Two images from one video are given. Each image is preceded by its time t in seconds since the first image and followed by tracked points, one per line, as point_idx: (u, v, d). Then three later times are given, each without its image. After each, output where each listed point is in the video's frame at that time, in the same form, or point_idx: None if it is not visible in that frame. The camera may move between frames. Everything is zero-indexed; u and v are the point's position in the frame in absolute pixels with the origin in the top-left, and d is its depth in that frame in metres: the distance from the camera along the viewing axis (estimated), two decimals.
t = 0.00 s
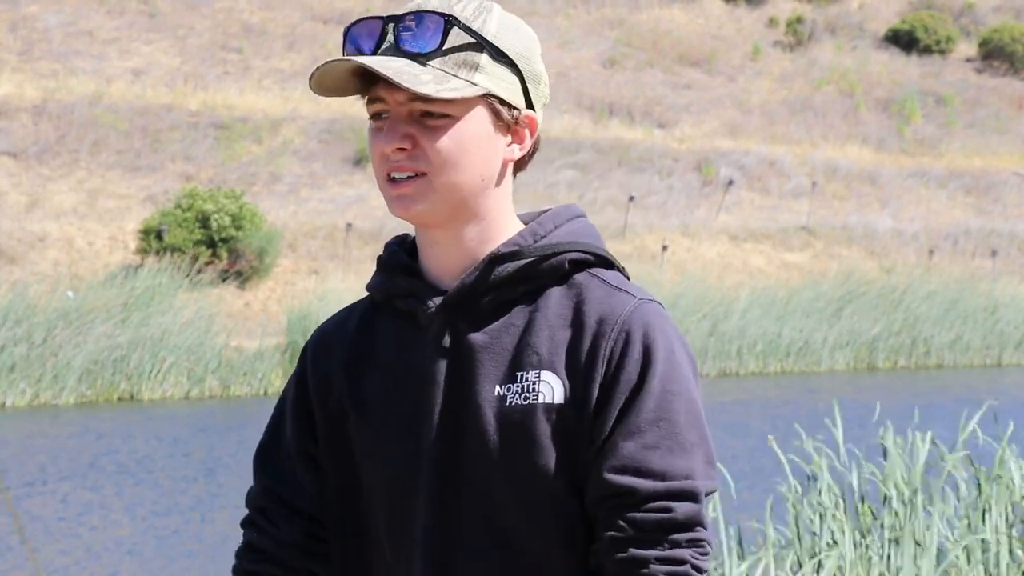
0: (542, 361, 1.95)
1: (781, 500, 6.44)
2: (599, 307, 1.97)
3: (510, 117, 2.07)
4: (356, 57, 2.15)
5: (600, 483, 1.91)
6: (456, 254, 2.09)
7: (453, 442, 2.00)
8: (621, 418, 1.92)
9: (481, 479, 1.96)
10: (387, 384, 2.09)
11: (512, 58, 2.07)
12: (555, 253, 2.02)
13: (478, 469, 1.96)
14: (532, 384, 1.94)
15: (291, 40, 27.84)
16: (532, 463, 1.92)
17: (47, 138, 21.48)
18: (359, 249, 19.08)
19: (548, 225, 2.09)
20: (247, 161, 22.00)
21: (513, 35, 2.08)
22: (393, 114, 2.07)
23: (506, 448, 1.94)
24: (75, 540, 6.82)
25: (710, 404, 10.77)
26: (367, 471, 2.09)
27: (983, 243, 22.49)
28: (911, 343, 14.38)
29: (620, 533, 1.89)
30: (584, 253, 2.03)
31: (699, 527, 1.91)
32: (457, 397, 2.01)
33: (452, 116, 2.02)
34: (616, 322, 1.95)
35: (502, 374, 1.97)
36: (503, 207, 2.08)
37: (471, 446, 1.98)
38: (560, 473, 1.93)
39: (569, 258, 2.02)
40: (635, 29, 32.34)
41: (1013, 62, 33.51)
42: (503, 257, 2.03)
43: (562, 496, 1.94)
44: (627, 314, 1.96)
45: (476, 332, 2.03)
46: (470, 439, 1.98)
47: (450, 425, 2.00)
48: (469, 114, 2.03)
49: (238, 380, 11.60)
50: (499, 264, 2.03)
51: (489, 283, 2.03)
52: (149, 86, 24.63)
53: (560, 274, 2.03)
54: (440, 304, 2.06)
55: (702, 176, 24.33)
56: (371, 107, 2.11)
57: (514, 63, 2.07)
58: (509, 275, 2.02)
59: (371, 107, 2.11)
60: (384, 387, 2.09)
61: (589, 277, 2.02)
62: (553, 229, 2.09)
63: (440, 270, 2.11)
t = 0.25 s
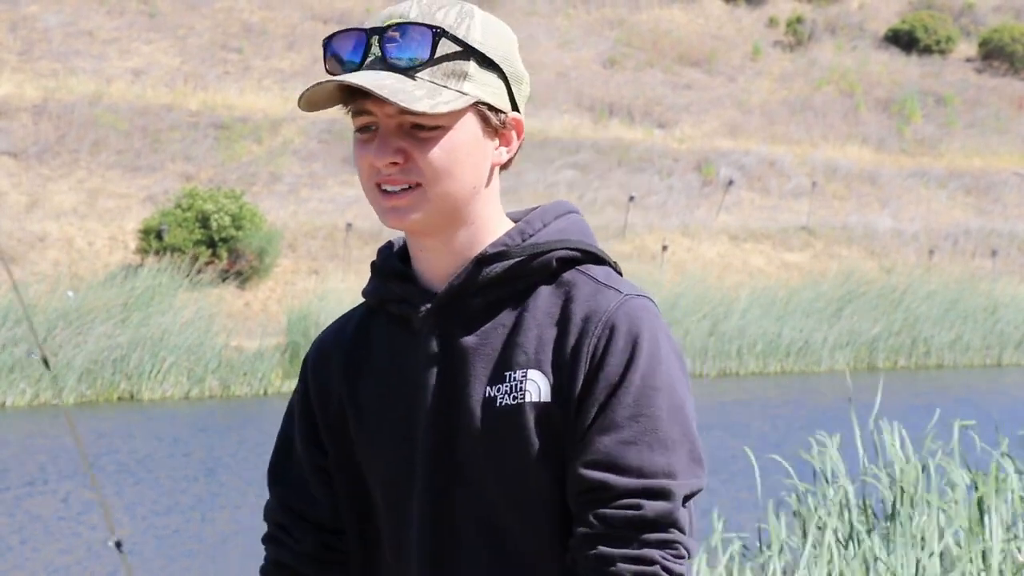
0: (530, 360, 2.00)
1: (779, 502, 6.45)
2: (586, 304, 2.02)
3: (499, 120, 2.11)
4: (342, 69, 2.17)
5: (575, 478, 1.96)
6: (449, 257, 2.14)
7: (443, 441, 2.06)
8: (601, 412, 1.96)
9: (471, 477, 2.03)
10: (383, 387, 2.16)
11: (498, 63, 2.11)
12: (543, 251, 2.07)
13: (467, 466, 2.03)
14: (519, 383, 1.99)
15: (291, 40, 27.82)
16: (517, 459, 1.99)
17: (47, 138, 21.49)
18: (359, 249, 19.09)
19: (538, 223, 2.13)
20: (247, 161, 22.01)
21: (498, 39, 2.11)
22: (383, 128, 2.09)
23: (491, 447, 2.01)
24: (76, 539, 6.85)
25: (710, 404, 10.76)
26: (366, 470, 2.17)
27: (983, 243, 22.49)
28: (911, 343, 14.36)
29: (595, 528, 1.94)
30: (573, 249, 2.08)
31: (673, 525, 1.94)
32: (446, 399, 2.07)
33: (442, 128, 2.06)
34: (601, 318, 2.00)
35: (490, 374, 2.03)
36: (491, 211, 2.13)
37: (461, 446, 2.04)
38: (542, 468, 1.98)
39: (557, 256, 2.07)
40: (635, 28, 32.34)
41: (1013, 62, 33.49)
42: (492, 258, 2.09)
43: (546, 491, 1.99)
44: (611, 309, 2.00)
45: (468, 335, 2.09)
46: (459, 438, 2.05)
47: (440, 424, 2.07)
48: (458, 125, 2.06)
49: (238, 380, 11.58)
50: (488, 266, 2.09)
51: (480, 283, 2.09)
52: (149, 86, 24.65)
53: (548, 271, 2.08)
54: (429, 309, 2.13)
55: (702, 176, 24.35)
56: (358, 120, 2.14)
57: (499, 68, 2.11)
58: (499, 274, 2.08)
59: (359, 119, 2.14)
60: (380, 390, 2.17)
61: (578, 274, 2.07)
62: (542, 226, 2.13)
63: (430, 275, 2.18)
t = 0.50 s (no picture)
0: (528, 364, 2.07)
1: (777, 502, 6.47)
2: (583, 304, 2.08)
3: (491, 126, 2.20)
4: (335, 81, 2.24)
5: (580, 480, 2.02)
6: (449, 261, 2.24)
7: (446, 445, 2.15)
8: (602, 413, 2.01)
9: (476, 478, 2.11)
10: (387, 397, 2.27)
11: (490, 70, 2.20)
12: (537, 253, 2.15)
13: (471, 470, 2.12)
14: (519, 387, 2.06)
15: (292, 40, 27.83)
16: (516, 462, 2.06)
17: (47, 139, 21.51)
18: (359, 249, 19.11)
19: (529, 225, 2.22)
20: (247, 162, 22.04)
21: (488, 46, 2.20)
22: (379, 137, 2.16)
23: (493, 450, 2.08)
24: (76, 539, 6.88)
25: (710, 404, 10.76)
26: (376, 478, 2.28)
27: (983, 243, 22.49)
28: (912, 343, 14.34)
29: (606, 530, 2.00)
30: (569, 250, 2.16)
31: (682, 528, 2.01)
32: (449, 405, 2.16)
33: (438, 137, 2.13)
34: (598, 317, 2.06)
35: (489, 379, 2.11)
36: (484, 216, 2.22)
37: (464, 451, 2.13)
38: (543, 473, 2.05)
39: (550, 258, 2.15)
40: (635, 29, 32.34)
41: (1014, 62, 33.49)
42: (487, 261, 2.18)
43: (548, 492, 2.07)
44: (611, 309, 2.06)
45: (467, 342, 2.17)
46: (463, 443, 2.14)
47: (442, 428, 2.16)
48: (454, 134, 2.14)
49: (238, 381, 11.53)
50: (483, 270, 2.18)
51: (478, 286, 2.17)
52: (149, 87, 24.69)
53: (544, 272, 2.15)
54: (428, 316, 2.23)
55: (702, 176, 24.37)
56: (352, 131, 2.21)
57: (491, 75, 2.20)
58: (499, 278, 2.16)
59: (352, 131, 2.20)
60: (384, 401, 2.27)
61: (574, 275, 2.13)
62: (535, 228, 2.22)
63: (428, 281, 2.28)
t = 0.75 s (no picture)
0: (513, 386, 2.17)
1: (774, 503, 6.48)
2: (564, 312, 2.15)
3: (458, 153, 2.25)
4: (301, 118, 2.28)
5: (580, 497, 2.12)
6: (420, 287, 2.30)
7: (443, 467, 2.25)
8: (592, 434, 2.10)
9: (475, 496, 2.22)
10: (380, 426, 2.39)
11: (456, 97, 2.24)
12: (514, 268, 2.22)
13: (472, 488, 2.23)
14: (509, 409, 2.16)
15: (292, 40, 27.83)
16: (512, 484, 2.17)
17: (47, 138, 21.53)
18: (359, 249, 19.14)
19: (499, 239, 2.29)
20: (247, 162, 22.06)
21: (454, 70, 2.25)
22: (347, 172, 2.22)
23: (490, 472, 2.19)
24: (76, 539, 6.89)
25: (710, 404, 10.77)
26: (379, 505, 2.40)
27: (983, 243, 22.50)
28: (912, 343, 14.33)
29: (606, 543, 2.10)
30: (543, 261, 2.23)
31: (684, 532, 2.10)
32: (440, 429, 2.26)
33: (407, 169, 2.18)
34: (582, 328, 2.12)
35: (477, 402, 2.21)
36: (453, 243, 2.28)
37: (461, 472, 2.24)
38: (538, 482, 2.16)
39: (523, 274, 2.22)
40: (635, 29, 32.34)
41: (1013, 62, 33.51)
42: (462, 285, 2.25)
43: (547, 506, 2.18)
44: (589, 319, 2.12)
45: (455, 369, 2.26)
46: (457, 457, 2.24)
47: (437, 449, 2.26)
48: (422, 164, 2.19)
49: (238, 381, 11.52)
50: (456, 294, 2.26)
51: (457, 307, 2.25)
52: (149, 87, 24.70)
53: (519, 286, 2.22)
54: (411, 345, 2.32)
55: (702, 176, 24.37)
56: (318, 165, 2.25)
57: (459, 101, 2.24)
58: (473, 298, 2.24)
59: (319, 164, 2.25)
60: (378, 431, 2.39)
61: (552, 285, 2.20)
62: (504, 243, 2.28)
63: (406, 309, 2.36)
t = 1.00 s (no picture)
0: (468, 431, 2.21)
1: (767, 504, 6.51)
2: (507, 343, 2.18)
3: (385, 213, 2.26)
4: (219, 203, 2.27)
5: (554, 531, 2.15)
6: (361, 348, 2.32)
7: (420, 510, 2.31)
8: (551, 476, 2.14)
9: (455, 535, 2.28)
10: (354, 474, 2.45)
11: (375, 158, 2.26)
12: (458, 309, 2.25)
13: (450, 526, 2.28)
14: (470, 454, 2.20)
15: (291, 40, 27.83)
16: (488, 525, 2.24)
17: (47, 139, 21.56)
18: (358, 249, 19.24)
19: (440, 266, 2.32)
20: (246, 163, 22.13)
21: (366, 133, 2.27)
22: (276, 251, 2.21)
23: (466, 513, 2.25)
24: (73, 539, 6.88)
25: (709, 404, 10.79)
26: (361, 554, 2.46)
27: (983, 243, 22.53)
28: (911, 343, 14.34)
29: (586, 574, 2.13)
30: (480, 299, 2.24)
31: (661, 552, 2.10)
32: (405, 476, 2.31)
33: (336, 243, 2.19)
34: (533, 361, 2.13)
35: (438, 448, 2.26)
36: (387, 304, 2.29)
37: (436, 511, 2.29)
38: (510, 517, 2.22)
39: (462, 319, 2.24)
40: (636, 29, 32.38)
41: (1013, 63, 33.51)
42: (402, 336, 2.28)
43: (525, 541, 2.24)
44: (534, 352, 2.13)
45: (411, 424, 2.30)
46: (427, 498, 2.29)
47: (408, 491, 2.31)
48: (350, 233, 2.20)
49: (237, 382, 11.46)
50: (398, 345, 2.29)
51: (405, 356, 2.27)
52: (149, 88, 24.75)
53: (462, 330, 2.25)
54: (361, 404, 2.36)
55: (702, 176, 24.39)
56: (244, 248, 2.25)
57: (378, 162, 2.26)
58: (414, 347, 2.26)
59: (246, 246, 2.24)
60: (352, 481, 2.45)
61: (495, 318, 2.22)
62: (436, 283, 2.31)
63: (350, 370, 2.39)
